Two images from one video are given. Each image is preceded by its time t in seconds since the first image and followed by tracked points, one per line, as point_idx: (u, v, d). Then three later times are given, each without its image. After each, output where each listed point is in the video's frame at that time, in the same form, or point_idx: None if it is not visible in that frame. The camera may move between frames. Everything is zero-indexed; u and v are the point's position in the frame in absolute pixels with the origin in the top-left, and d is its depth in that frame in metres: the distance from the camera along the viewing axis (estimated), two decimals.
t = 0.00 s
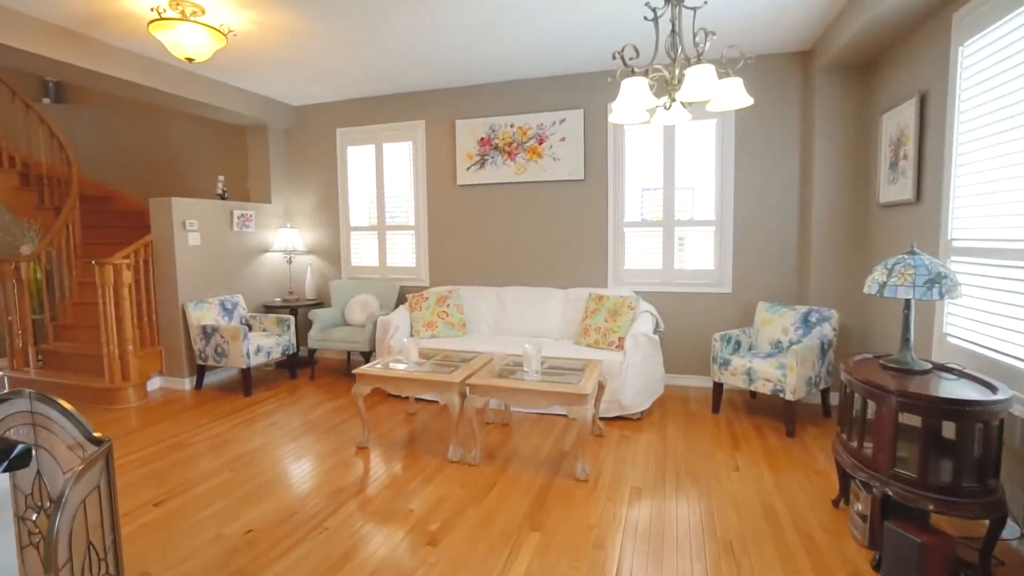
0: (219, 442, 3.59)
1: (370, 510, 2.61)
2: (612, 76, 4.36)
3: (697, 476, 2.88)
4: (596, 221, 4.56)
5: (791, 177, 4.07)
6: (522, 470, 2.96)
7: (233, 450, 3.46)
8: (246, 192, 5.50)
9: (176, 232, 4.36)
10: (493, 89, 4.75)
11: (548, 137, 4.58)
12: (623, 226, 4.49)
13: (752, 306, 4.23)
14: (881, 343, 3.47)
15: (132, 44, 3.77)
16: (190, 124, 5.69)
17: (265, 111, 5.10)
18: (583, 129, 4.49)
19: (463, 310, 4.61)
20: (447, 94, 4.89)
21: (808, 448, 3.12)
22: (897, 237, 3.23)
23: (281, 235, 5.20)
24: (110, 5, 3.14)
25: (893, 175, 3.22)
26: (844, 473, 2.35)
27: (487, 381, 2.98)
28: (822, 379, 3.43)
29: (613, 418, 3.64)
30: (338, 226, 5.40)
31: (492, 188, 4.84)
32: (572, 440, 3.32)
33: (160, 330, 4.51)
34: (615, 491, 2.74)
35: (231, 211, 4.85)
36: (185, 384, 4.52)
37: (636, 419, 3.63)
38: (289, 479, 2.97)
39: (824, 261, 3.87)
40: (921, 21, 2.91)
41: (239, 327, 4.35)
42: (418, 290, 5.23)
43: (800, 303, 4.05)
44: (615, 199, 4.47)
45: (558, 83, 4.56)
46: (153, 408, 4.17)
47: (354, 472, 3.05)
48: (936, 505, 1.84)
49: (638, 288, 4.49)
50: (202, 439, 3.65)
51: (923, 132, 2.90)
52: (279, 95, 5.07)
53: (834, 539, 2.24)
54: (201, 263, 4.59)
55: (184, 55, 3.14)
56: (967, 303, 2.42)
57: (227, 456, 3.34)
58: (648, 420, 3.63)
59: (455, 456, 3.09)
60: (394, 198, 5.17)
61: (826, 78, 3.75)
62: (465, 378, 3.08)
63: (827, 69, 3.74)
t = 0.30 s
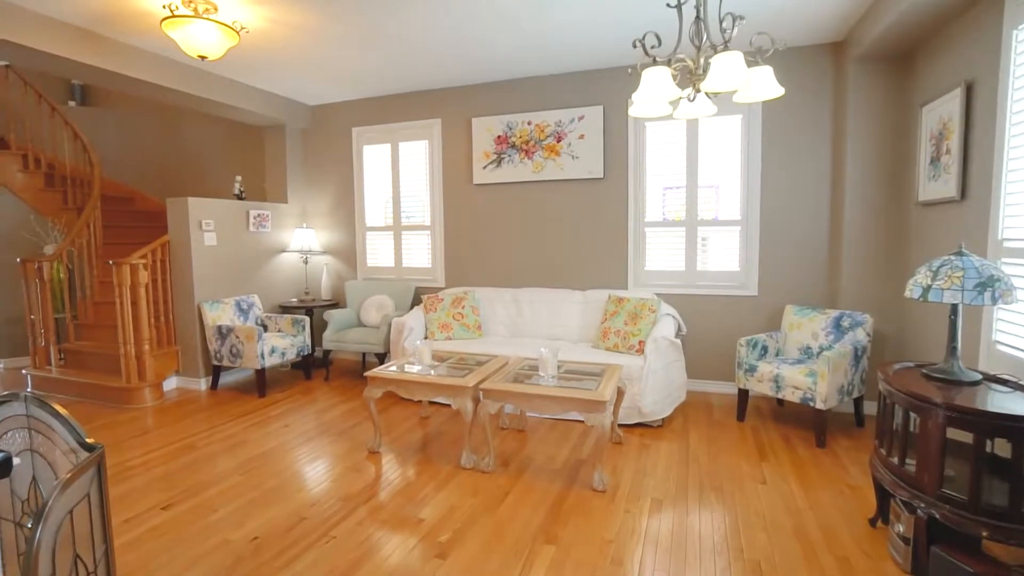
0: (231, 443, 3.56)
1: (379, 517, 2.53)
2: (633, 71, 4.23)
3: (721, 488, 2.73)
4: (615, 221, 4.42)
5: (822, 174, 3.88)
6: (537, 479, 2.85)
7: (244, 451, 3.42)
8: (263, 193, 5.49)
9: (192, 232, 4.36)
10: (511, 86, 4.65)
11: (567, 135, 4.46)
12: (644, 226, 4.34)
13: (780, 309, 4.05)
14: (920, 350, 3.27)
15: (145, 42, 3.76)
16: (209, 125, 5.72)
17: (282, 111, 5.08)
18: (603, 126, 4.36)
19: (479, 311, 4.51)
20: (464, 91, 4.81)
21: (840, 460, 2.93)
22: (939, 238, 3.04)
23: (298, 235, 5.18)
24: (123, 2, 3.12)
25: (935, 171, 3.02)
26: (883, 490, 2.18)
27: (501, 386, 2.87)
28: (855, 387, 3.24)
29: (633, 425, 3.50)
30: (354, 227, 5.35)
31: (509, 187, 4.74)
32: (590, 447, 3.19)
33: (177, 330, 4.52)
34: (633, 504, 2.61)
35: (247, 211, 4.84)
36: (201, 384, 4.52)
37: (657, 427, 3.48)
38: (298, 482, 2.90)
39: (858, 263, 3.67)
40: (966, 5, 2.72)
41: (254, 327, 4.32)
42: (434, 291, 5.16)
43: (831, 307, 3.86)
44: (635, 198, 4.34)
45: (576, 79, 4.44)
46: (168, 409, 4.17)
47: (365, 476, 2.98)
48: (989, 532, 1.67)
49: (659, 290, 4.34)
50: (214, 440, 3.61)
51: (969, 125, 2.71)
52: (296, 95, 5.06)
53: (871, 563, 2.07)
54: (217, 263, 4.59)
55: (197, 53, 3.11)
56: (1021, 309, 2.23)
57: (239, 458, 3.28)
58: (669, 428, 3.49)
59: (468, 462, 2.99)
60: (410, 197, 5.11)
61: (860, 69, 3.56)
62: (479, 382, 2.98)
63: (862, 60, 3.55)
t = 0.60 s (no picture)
0: (242, 443, 3.52)
1: (387, 526, 2.44)
2: (654, 65, 4.08)
3: (745, 501, 2.58)
4: (635, 220, 4.28)
5: (854, 170, 3.68)
6: (551, 488, 2.73)
7: (255, 453, 3.37)
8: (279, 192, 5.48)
9: (207, 232, 4.35)
10: (528, 82, 4.54)
11: (585, 132, 4.34)
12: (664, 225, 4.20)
13: (809, 312, 3.86)
14: (962, 357, 3.06)
15: (160, 41, 3.76)
16: (227, 125, 5.74)
17: (297, 110, 5.06)
18: (622, 122, 4.22)
19: (494, 313, 4.41)
20: (480, 87, 4.72)
21: (874, 474, 2.75)
22: (985, 237, 2.83)
23: (313, 234, 5.16)
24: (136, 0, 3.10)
25: (981, 165, 2.82)
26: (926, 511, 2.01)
27: (514, 391, 2.76)
28: (890, 397, 3.05)
29: (653, 433, 3.36)
30: (369, 226, 5.31)
31: (526, 185, 4.63)
32: (607, 455, 3.06)
33: (193, 329, 4.52)
34: (652, 517, 2.47)
35: (262, 210, 4.82)
36: (216, 383, 4.51)
37: (678, 434, 3.33)
38: (306, 485, 2.84)
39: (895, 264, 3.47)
40: None
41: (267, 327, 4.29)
42: (449, 291, 5.08)
43: (864, 310, 3.66)
44: (656, 196, 4.19)
45: (595, 74, 4.31)
46: (182, 408, 4.16)
47: (375, 481, 2.90)
48: None
49: (681, 292, 4.19)
50: (225, 440, 3.58)
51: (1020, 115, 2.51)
52: (312, 94, 5.03)
53: None
54: (233, 263, 4.58)
55: (208, 50, 3.07)
56: None
57: (249, 458, 3.24)
58: (690, 435, 3.33)
59: (480, 469, 2.88)
60: (425, 196, 5.04)
61: (896, 59, 3.37)
62: (491, 387, 2.87)
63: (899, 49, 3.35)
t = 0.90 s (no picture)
0: (253, 444, 3.48)
1: (393, 534, 2.35)
2: (676, 57, 3.93)
3: (771, 516, 2.42)
4: (655, 217, 4.14)
5: (890, 165, 3.48)
6: (565, 498, 2.61)
7: (265, 454, 3.31)
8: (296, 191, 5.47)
9: (222, 231, 4.34)
10: (545, 77, 4.43)
11: (604, 127, 4.20)
12: (686, 224, 4.04)
13: (839, 315, 3.67)
14: (1009, 366, 2.85)
15: (174, 39, 3.74)
16: (245, 124, 5.75)
17: (313, 108, 5.03)
18: (643, 117, 4.08)
19: (510, 314, 4.31)
20: (496, 83, 4.62)
21: (912, 490, 2.57)
22: None
23: (329, 234, 5.14)
24: None
25: None
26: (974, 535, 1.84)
27: (527, 396, 2.64)
28: (929, 406, 2.85)
29: (673, 440, 3.22)
30: (385, 225, 5.25)
31: (543, 183, 4.52)
32: (624, 464, 2.94)
33: (208, 328, 4.52)
34: (672, 531, 2.33)
35: (278, 209, 4.80)
36: (230, 383, 4.51)
37: (700, 442, 3.18)
38: (313, 489, 2.77)
39: (935, 264, 3.26)
40: None
41: (281, 327, 4.27)
42: (464, 291, 5.00)
43: (900, 314, 3.46)
44: (678, 194, 4.04)
45: (615, 68, 4.18)
46: (197, 407, 4.15)
47: (382, 485, 2.82)
48: None
49: (703, 293, 4.03)
50: (236, 441, 3.54)
51: None
52: (327, 92, 4.99)
53: None
54: (248, 262, 4.56)
55: (219, 48, 3.04)
56: None
57: (258, 460, 3.19)
58: (712, 443, 3.18)
59: (491, 476, 2.78)
60: (441, 195, 4.96)
61: (936, 47, 3.16)
62: (503, 391, 2.77)
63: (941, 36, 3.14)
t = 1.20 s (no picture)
0: (264, 445, 3.43)
1: (399, 544, 2.27)
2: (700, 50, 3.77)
3: (800, 534, 2.27)
4: (677, 217, 3.98)
5: (930, 160, 3.27)
6: (580, 510, 2.49)
7: (275, 456, 3.26)
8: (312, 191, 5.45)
9: (238, 231, 4.33)
10: (563, 72, 4.31)
11: (623, 123, 4.07)
12: (710, 223, 3.89)
13: (873, 319, 3.48)
14: None
15: (188, 38, 3.72)
16: (263, 124, 5.76)
17: (329, 107, 5.00)
18: (664, 112, 3.93)
19: (525, 315, 4.21)
20: (513, 79, 4.51)
21: (955, 509, 2.38)
22: None
23: (344, 233, 5.10)
24: None
25: None
26: None
27: (540, 402, 2.53)
28: (973, 419, 2.66)
29: (694, 449, 3.07)
30: (400, 224, 5.20)
31: (560, 181, 4.40)
32: (643, 474, 2.80)
33: (224, 328, 4.52)
34: (692, 548, 2.20)
35: (294, 209, 4.78)
36: (245, 383, 4.50)
37: (723, 452, 3.03)
38: (321, 493, 2.70)
39: (978, 266, 3.05)
40: None
41: (295, 327, 4.23)
42: (480, 291, 4.91)
43: (939, 319, 3.25)
44: (700, 192, 3.88)
45: (635, 61, 4.04)
46: (212, 407, 4.14)
47: (392, 491, 2.74)
48: None
49: (727, 295, 3.87)
50: (248, 441, 3.51)
51: None
52: (343, 89, 4.95)
53: None
54: (263, 261, 4.55)
55: (231, 44, 3.00)
56: None
57: (269, 462, 3.14)
58: (736, 453, 3.03)
59: (503, 485, 2.68)
60: (456, 194, 4.89)
61: (982, 34, 2.96)
62: (515, 397, 2.66)
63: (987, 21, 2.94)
